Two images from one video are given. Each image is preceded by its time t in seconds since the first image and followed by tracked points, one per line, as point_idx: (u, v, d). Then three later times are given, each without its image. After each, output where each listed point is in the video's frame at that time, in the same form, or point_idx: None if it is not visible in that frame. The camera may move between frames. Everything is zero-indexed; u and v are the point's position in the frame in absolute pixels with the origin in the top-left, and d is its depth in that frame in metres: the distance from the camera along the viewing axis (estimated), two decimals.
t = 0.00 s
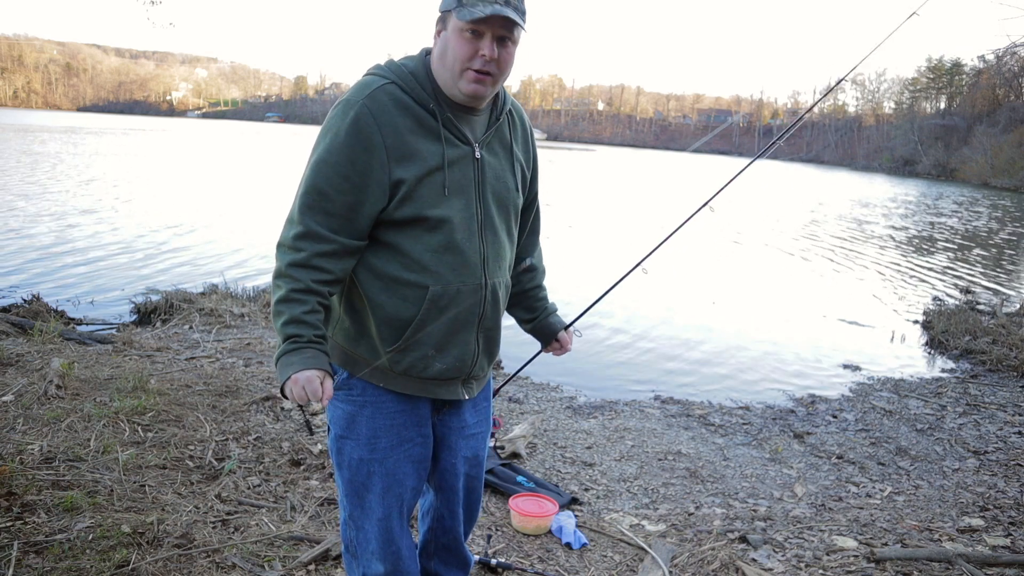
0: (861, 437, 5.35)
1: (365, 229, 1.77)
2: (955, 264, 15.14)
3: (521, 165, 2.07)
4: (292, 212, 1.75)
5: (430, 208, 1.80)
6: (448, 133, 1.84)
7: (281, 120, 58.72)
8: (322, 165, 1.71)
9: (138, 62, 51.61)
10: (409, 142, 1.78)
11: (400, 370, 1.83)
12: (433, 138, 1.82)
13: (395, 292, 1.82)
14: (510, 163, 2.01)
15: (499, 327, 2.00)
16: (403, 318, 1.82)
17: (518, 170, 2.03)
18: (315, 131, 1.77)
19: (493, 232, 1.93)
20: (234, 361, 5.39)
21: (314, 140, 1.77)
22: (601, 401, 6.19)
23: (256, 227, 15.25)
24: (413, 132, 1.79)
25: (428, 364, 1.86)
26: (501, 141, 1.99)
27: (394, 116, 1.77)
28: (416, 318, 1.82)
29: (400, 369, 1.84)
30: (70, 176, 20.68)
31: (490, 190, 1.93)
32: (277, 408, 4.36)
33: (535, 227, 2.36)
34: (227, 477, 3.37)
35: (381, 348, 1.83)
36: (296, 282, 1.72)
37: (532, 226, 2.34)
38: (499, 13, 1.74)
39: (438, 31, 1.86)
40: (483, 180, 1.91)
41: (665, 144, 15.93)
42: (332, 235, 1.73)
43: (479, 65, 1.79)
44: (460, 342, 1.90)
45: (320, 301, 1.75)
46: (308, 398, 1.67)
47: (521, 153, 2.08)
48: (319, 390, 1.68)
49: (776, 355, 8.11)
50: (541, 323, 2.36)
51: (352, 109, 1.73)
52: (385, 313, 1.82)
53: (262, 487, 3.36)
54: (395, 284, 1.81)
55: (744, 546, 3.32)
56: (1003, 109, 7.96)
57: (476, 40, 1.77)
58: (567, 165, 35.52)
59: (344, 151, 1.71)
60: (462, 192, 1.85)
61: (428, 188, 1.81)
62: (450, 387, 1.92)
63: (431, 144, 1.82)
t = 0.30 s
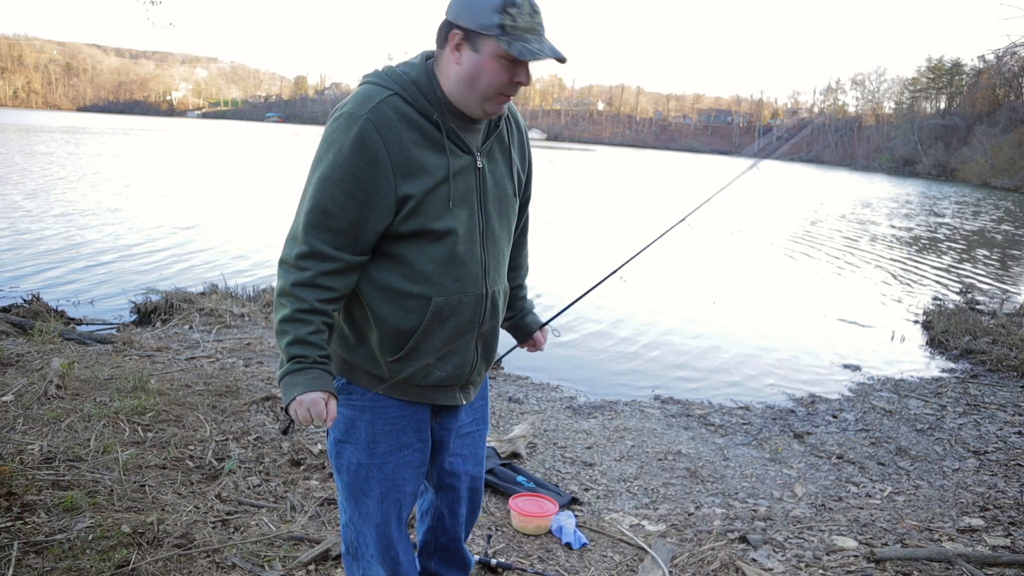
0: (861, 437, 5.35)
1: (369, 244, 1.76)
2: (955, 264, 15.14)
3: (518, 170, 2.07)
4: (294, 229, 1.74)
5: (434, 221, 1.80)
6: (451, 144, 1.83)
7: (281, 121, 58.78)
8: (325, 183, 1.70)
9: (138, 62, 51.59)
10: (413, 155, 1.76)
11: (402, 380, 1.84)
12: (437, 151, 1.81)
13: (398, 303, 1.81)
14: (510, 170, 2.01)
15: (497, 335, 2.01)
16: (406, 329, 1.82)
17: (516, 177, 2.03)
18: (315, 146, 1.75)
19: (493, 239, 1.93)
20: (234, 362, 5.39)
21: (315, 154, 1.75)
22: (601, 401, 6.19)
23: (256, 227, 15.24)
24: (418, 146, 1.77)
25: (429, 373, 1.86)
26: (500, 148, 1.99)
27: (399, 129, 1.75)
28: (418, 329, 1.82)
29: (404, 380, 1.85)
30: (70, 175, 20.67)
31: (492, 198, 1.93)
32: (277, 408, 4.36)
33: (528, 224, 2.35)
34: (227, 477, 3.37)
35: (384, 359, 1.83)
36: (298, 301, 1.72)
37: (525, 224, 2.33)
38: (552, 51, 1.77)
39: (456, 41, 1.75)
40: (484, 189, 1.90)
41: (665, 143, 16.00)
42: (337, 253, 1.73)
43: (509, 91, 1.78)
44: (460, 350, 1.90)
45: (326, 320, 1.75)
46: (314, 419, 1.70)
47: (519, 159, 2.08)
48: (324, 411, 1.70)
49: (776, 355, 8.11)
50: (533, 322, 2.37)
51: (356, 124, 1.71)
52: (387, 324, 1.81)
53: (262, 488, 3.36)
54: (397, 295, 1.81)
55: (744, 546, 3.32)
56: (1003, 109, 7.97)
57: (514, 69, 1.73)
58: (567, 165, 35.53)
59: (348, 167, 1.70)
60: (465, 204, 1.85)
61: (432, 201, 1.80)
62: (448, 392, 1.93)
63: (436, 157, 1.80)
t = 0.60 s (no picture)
0: (861, 437, 5.35)
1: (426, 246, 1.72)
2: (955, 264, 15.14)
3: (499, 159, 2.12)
4: (350, 238, 1.60)
5: (481, 218, 1.81)
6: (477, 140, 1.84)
7: (281, 121, 58.80)
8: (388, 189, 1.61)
9: (138, 62, 51.60)
10: (463, 154, 1.74)
11: (451, 378, 1.85)
12: (473, 146, 1.81)
13: (447, 302, 1.80)
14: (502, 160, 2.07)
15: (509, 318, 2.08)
16: (457, 328, 1.82)
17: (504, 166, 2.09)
18: (362, 150, 1.62)
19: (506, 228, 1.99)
20: (234, 362, 5.39)
21: (364, 156, 1.62)
22: (601, 401, 6.19)
23: (256, 227, 15.24)
24: (465, 143, 1.75)
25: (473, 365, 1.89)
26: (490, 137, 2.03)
27: (453, 129, 1.71)
28: (470, 327, 1.84)
29: (452, 376, 1.85)
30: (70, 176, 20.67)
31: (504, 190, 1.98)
32: (277, 408, 4.37)
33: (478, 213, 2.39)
34: (227, 477, 3.37)
35: (437, 358, 1.81)
36: (356, 317, 1.61)
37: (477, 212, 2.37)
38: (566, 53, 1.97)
39: (506, 48, 1.81)
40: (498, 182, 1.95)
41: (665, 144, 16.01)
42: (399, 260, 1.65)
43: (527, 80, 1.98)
44: (494, 340, 1.95)
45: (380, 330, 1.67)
46: (359, 430, 1.65)
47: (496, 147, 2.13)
48: (371, 421, 1.65)
49: (777, 355, 8.11)
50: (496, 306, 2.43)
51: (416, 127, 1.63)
52: (440, 325, 1.79)
53: (262, 487, 3.36)
54: (445, 294, 1.79)
55: (744, 546, 3.32)
56: (1003, 109, 7.97)
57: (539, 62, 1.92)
58: (567, 166, 35.56)
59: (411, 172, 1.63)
60: (492, 196, 1.88)
61: (478, 198, 1.80)
62: (480, 382, 1.97)
63: (474, 153, 1.80)
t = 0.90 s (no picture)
0: (861, 437, 5.35)
1: (458, 246, 1.70)
2: (955, 264, 15.13)
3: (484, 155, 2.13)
4: (401, 242, 1.55)
5: (498, 214, 1.82)
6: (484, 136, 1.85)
7: (281, 121, 58.74)
8: (432, 188, 1.58)
9: (138, 62, 51.55)
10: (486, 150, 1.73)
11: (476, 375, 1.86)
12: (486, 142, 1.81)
13: (470, 301, 1.80)
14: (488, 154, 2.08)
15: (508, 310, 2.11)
16: (481, 324, 1.83)
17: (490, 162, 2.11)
18: (403, 151, 1.57)
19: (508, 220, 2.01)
20: (234, 362, 5.39)
21: (405, 159, 1.57)
22: (601, 401, 6.19)
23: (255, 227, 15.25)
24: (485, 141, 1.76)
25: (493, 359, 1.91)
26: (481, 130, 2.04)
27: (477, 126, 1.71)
28: (491, 322, 1.84)
29: (476, 374, 1.86)
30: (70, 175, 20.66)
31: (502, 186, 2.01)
32: (277, 408, 4.37)
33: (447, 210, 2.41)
34: (227, 477, 3.37)
35: (463, 358, 1.82)
36: (418, 322, 1.57)
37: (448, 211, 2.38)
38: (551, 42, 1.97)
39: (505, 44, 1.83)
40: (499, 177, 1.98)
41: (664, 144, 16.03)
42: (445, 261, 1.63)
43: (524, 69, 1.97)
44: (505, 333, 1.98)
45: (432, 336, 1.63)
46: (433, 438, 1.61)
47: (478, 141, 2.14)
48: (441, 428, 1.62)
49: (777, 355, 8.11)
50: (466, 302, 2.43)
51: (453, 124, 1.61)
52: (465, 325, 1.80)
53: (261, 487, 3.36)
54: (467, 292, 1.79)
55: (744, 546, 3.32)
56: (1003, 109, 7.97)
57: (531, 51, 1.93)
58: (567, 166, 35.55)
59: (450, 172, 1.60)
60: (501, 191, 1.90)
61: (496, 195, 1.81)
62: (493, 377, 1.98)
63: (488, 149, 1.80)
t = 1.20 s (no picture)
0: (861, 437, 5.35)
1: (423, 239, 1.71)
2: (955, 264, 15.13)
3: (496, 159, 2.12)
4: (359, 234, 1.59)
5: (476, 212, 1.81)
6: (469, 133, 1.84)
7: (281, 120, 58.70)
8: (389, 178, 1.60)
9: (139, 62, 51.59)
10: (456, 146, 1.73)
11: (451, 376, 1.85)
12: (465, 139, 1.80)
13: (445, 300, 1.79)
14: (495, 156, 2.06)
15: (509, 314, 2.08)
16: (456, 325, 1.82)
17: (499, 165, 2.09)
18: (361, 143, 1.60)
19: (502, 222, 1.99)
20: (234, 362, 5.39)
21: (362, 151, 1.60)
22: (600, 401, 6.19)
23: (255, 227, 15.26)
24: (456, 136, 1.75)
25: (475, 362, 1.89)
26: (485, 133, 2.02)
27: (444, 119, 1.71)
28: (468, 323, 1.84)
29: (451, 374, 1.85)
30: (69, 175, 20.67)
31: (497, 187, 1.98)
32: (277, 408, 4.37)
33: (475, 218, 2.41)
34: (227, 477, 3.37)
35: (436, 357, 1.82)
36: (380, 312, 1.58)
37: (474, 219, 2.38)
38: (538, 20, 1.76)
39: (451, 29, 1.80)
40: (492, 177, 1.95)
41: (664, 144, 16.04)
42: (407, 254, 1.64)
43: (508, 68, 1.82)
44: (494, 337, 1.95)
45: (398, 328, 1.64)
46: (406, 434, 1.60)
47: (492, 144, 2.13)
48: (416, 423, 1.61)
49: (777, 355, 8.10)
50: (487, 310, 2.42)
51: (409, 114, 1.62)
52: (437, 324, 1.80)
53: (261, 488, 3.36)
54: (443, 291, 1.78)
55: (744, 546, 3.32)
56: (1003, 109, 7.97)
57: (507, 44, 1.77)
58: (567, 166, 35.55)
59: (406, 162, 1.61)
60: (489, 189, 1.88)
61: (473, 192, 1.80)
62: (480, 384, 1.96)
63: (466, 146, 1.80)
